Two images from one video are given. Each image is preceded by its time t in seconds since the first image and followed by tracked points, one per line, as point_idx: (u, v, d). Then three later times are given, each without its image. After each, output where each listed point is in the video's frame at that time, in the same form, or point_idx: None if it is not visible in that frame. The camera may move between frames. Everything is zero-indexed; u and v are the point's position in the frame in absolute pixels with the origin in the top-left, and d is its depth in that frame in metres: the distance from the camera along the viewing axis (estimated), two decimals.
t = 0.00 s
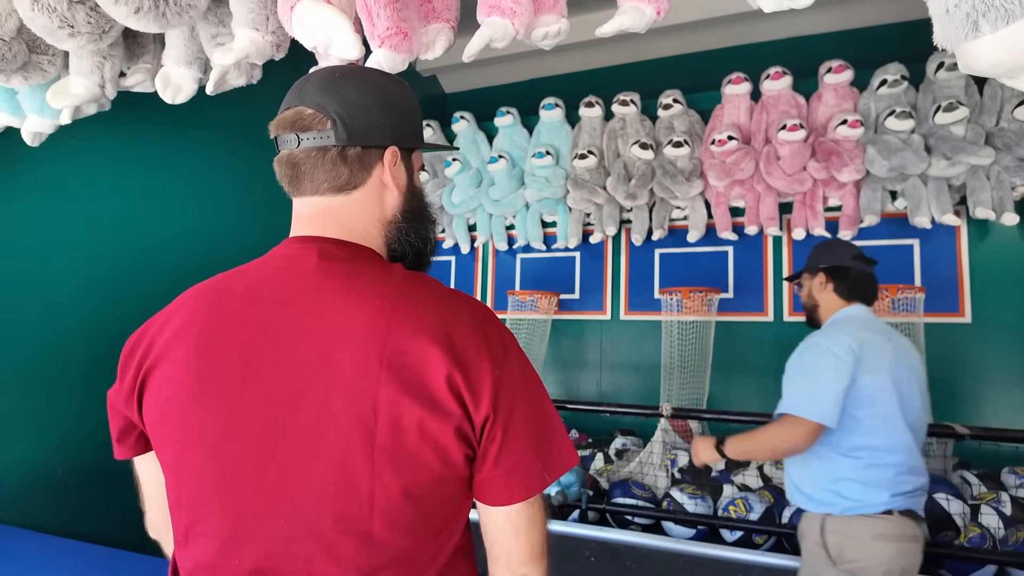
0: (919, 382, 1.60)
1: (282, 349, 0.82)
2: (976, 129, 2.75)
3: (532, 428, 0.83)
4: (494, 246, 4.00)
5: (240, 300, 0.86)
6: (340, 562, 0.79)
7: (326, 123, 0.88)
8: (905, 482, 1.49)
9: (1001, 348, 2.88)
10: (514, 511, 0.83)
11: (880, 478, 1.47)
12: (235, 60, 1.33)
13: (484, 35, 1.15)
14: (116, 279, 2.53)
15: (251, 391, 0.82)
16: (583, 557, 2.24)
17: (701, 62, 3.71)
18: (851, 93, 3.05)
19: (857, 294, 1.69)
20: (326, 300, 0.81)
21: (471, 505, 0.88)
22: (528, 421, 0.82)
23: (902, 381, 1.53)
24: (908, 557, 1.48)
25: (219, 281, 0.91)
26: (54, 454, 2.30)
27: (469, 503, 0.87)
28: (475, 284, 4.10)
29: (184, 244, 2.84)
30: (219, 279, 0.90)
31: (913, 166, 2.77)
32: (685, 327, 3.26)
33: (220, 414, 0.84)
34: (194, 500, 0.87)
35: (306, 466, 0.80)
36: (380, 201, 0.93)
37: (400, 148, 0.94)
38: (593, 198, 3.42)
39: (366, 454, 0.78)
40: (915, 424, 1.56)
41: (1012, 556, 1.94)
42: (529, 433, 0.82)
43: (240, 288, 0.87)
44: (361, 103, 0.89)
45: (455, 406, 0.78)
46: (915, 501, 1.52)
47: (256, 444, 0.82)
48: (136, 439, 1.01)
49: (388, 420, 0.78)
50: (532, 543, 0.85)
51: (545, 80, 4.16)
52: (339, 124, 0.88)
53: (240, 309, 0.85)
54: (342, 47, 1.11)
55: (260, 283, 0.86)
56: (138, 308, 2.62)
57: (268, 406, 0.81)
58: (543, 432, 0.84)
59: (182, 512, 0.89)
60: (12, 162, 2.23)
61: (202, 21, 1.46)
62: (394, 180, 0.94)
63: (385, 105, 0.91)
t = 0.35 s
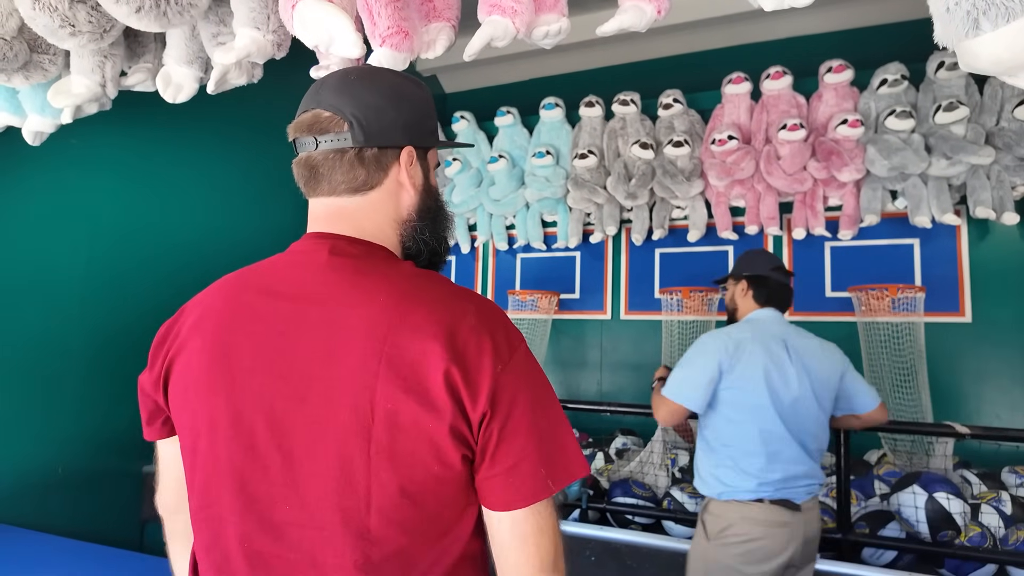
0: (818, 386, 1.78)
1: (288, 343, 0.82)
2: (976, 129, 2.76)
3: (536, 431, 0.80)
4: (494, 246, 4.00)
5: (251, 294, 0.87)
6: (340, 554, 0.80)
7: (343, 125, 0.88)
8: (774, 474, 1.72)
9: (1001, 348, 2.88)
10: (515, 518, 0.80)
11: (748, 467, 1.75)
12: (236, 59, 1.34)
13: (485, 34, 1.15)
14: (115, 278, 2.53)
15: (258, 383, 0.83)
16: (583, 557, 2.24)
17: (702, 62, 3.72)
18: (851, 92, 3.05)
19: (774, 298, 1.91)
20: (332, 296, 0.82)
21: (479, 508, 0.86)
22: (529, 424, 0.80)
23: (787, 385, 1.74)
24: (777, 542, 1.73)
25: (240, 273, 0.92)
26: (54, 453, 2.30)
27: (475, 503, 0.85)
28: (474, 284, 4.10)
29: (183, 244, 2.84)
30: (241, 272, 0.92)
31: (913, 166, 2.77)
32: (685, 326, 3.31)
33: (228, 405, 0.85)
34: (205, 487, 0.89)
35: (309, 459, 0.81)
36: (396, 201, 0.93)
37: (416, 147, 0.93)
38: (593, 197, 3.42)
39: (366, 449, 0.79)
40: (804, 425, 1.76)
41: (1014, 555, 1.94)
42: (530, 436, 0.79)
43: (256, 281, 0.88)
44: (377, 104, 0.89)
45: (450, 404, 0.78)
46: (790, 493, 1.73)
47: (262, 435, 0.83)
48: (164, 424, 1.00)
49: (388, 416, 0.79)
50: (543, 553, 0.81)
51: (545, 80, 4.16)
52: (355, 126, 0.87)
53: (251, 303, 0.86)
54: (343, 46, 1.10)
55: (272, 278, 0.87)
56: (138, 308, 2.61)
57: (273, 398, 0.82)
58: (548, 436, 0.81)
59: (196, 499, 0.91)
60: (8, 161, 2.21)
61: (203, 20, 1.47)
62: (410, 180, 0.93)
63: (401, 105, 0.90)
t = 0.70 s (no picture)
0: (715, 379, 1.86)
1: (300, 347, 0.84)
2: (975, 129, 2.76)
3: (541, 437, 0.80)
4: (494, 246, 4.01)
5: (265, 297, 0.88)
6: (350, 555, 0.81)
7: (363, 133, 0.88)
8: (656, 454, 1.92)
9: (1000, 348, 2.89)
10: (514, 522, 0.80)
11: (642, 445, 1.98)
12: (238, 62, 1.35)
13: (486, 36, 1.16)
14: (117, 279, 2.54)
15: (271, 386, 0.84)
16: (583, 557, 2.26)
17: (702, 62, 3.72)
18: (851, 93, 3.06)
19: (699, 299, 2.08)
20: (345, 301, 0.83)
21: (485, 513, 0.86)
22: (535, 430, 0.80)
23: (677, 376, 1.91)
24: (655, 515, 1.90)
25: (252, 276, 0.92)
26: (56, 454, 2.31)
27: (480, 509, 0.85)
28: (475, 284, 4.11)
29: (185, 244, 2.85)
30: (253, 275, 0.92)
31: (913, 166, 2.78)
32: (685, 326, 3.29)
33: (240, 407, 0.86)
34: (216, 488, 0.89)
35: (320, 461, 0.82)
36: (411, 207, 0.93)
37: (430, 154, 0.94)
38: (594, 198, 3.42)
39: (377, 453, 0.80)
40: (693, 413, 1.87)
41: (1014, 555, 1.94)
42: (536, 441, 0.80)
43: (270, 284, 0.89)
44: (397, 112, 0.89)
45: (459, 410, 0.78)
46: (669, 475, 1.89)
47: (274, 437, 0.84)
48: (176, 424, 1.00)
49: (399, 420, 0.79)
50: (545, 559, 0.81)
51: (545, 80, 4.17)
52: (376, 134, 0.87)
53: (264, 306, 0.87)
54: (344, 50, 1.12)
55: (285, 282, 0.88)
56: (140, 308, 2.62)
57: (285, 402, 0.83)
58: (552, 442, 0.82)
59: (207, 500, 0.92)
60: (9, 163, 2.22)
61: (204, 23, 1.47)
62: (424, 185, 0.94)
63: (416, 112, 0.91)
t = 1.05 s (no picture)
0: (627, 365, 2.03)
1: (311, 344, 0.84)
2: (973, 130, 2.77)
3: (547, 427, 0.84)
4: (494, 246, 4.02)
5: (274, 297, 0.88)
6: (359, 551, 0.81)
7: (347, 140, 0.89)
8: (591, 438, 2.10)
9: (997, 348, 2.90)
10: (523, 507, 0.84)
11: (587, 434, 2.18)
12: (237, 64, 1.36)
13: (483, 39, 1.17)
14: (116, 280, 2.55)
15: (281, 384, 0.84)
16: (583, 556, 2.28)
17: (700, 63, 3.73)
18: (849, 94, 3.06)
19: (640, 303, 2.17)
20: (356, 299, 0.84)
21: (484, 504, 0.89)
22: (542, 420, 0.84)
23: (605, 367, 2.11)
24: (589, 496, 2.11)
25: (255, 278, 0.92)
26: (56, 455, 2.32)
27: (483, 499, 0.88)
28: (474, 284, 4.12)
29: (185, 245, 2.86)
30: (256, 276, 0.93)
31: (911, 167, 2.78)
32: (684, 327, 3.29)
33: (249, 405, 0.86)
34: (222, 487, 0.89)
35: (331, 458, 0.82)
36: (405, 206, 0.94)
37: (419, 152, 0.94)
38: (593, 198, 3.43)
39: (389, 449, 0.80)
40: (614, 398, 2.05)
41: (1010, 555, 1.95)
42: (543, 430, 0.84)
43: (276, 285, 0.89)
44: (381, 115, 0.89)
45: (471, 405, 0.80)
46: (598, 455, 2.04)
47: (284, 435, 0.84)
48: (171, 428, 1.02)
49: (412, 416, 0.80)
50: (544, 542, 0.86)
51: (545, 81, 4.18)
52: (361, 140, 0.88)
53: (274, 305, 0.88)
54: (343, 54, 1.13)
55: (294, 282, 0.88)
56: (140, 309, 2.64)
57: (297, 398, 0.84)
58: (554, 432, 0.86)
59: (211, 499, 0.91)
60: (9, 164, 2.23)
61: (204, 26, 1.48)
62: (416, 184, 0.95)
63: (402, 113, 0.91)
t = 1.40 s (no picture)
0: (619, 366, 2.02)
1: (311, 345, 0.85)
2: (969, 130, 2.78)
3: (544, 427, 0.85)
4: (492, 246, 4.03)
5: (273, 298, 0.89)
6: (358, 550, 0.82)
7: (337, 145, 0.89)
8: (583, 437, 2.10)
9: (993, 347, 2.91)
10: (520, 507, 0.85)
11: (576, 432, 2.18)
12: (235, 66, 1.36)
13: (479, 42, 1.17)
14: (114, 280, 2.55)
15: (281, 383, 0.85)
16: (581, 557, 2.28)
17: (698, 63, 3.74)
18: (846, 95, 3.07)
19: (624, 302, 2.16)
20: (355, 300, 0.84)
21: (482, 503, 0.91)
22: (538, 421, 0.85)
23: (596, 365, 2.10)
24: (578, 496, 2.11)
25: (254, 278, 0.93)
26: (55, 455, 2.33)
27: (480, 498, 0.89)
28: (472, 284, 4.12)
29: (183, 245, 2.86)
30: (255, 276, 0.93)
31: (908, 167, 2.79)
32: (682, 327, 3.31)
33: (250, 405, 0.87)
34: (221, 487, 0.89)
35: (331, 458, 0.83)
36: (399, 206, 0.95)
37: (411, 152, 0.95)
38: (591, 198, 3.44)
39: (388, 449, 0.81)
40: (605, 398, 2.05)
41: (1006, 553, 1.96)
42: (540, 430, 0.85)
43: (274, 285, 0.89)
44: (371, 118, 0.89)
45: (469, 406, 0.81)
46: (593, 455, 2.05)
47: (285, 435, 0.85)
48: (170, 428, 1.02)
49: (410, 415, 0.81)
50: (543, 539, 0.87)
51: (543, 81, 4.19)
52: (353, 144, 0.88)
53: (273, 306, 0.88)
54: (339, 57, 1.13)
55: (291, 283, 0.89)
56: (138, 309, 2.64)
57: (297, 399, 0.85)
58: (551, 432, 0.87)
59: (210, 499, 0.92)
60: (8, 164, 2.23)
61: (202, 28, 1.48)
62: (407, 184, 0.96)
63: (391, 114, 0.91)
